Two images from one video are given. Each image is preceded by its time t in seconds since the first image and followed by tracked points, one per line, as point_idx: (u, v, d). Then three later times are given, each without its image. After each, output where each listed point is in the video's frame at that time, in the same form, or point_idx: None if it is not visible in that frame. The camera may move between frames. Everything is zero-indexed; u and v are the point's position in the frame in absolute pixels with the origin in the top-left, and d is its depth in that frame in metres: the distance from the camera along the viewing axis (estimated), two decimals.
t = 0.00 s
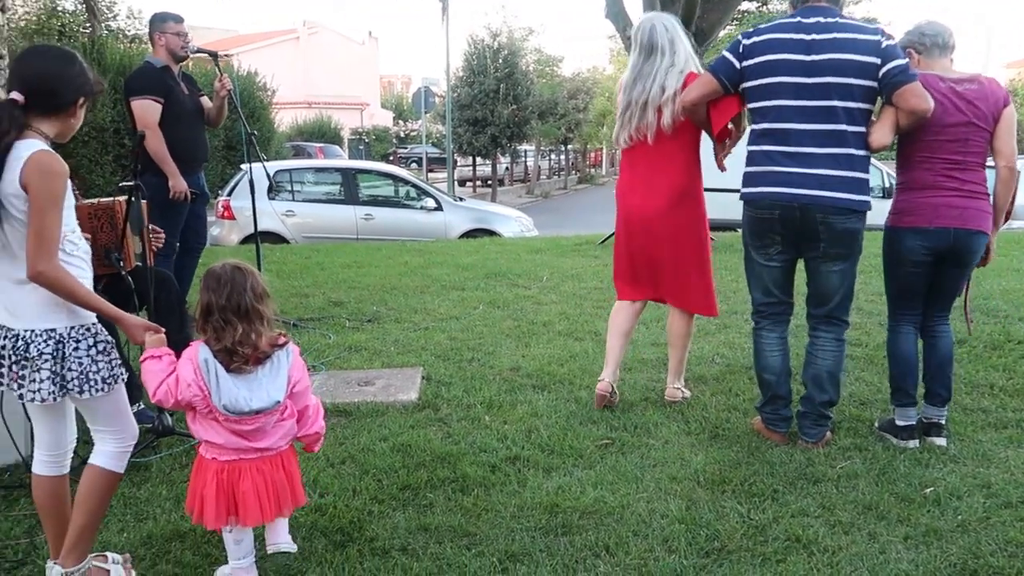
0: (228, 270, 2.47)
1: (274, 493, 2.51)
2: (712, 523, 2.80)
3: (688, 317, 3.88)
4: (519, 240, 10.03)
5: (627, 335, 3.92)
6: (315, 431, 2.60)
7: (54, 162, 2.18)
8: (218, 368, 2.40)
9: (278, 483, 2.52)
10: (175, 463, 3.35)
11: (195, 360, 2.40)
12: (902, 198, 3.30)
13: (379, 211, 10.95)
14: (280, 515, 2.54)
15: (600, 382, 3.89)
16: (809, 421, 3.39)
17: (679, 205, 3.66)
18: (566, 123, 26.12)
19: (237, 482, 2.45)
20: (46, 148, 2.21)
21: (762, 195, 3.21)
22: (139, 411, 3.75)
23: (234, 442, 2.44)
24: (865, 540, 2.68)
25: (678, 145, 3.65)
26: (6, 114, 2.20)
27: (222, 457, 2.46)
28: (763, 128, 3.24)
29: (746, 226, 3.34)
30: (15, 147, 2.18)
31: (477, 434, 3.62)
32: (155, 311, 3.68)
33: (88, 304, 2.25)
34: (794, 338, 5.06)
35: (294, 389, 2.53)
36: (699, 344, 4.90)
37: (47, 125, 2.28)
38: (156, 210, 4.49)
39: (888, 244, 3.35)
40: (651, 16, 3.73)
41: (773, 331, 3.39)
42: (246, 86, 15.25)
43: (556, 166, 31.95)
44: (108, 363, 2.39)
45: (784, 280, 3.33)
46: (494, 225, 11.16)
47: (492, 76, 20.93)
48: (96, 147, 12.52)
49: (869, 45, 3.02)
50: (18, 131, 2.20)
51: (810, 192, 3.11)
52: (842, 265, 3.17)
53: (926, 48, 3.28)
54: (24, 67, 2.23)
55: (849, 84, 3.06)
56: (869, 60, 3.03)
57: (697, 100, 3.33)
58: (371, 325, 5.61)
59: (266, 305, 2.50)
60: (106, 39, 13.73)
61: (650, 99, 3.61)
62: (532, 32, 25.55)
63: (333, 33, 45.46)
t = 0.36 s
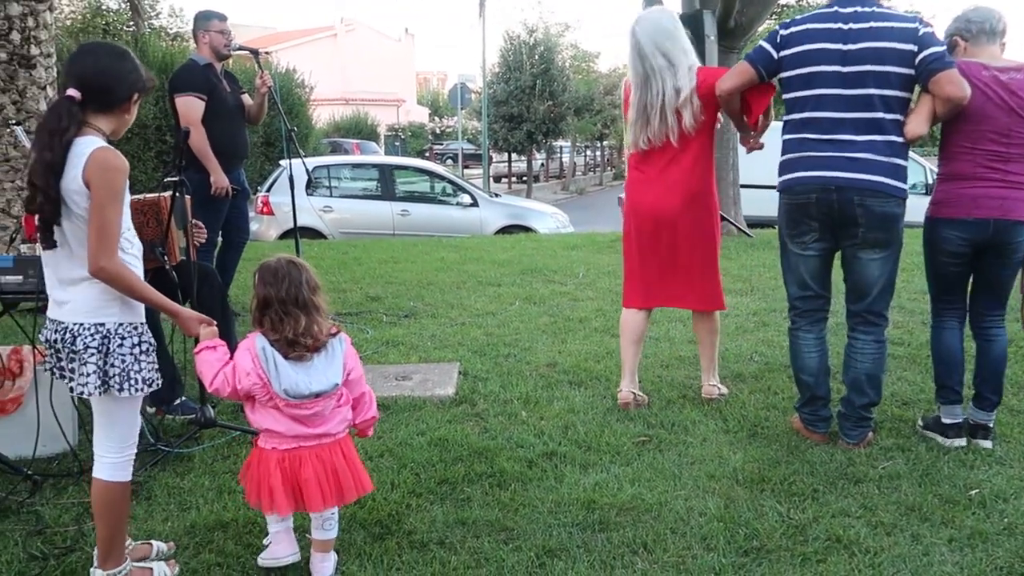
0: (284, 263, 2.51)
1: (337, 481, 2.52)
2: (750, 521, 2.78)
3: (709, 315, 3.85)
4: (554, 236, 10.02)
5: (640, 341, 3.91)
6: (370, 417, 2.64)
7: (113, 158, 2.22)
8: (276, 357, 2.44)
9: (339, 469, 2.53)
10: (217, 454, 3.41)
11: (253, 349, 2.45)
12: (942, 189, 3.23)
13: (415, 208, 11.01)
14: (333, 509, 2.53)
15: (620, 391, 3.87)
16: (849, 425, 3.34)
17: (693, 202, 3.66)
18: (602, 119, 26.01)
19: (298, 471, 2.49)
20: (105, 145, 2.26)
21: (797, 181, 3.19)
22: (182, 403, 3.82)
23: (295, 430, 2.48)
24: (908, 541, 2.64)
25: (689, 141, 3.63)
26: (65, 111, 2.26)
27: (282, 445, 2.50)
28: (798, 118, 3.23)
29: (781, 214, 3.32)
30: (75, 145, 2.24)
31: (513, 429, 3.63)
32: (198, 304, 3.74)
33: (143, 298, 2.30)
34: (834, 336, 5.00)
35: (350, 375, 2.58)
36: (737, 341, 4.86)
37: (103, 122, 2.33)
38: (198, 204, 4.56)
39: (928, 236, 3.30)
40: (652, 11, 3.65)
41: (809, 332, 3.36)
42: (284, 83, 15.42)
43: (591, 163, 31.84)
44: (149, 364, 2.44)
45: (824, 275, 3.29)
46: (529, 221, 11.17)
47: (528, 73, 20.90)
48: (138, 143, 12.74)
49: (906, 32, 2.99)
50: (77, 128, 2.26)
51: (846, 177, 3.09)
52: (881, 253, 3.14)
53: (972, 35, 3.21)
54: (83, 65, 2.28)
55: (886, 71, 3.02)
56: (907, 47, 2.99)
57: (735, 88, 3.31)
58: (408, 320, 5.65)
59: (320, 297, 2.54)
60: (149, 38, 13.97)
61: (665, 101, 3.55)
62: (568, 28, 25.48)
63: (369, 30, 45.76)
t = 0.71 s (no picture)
0: (310, 256, 2.54)
1: (358, 471, 2.55)
2: (787, 519, 2.76)
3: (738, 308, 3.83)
4: (589, 231, 9.99)
5: (671, 339, 3.90)
6: (396, 410, 2.65)
7: (161, 156, 2.27)
8: (299, 350, 2.47)
9: (362, 461, 2.56)
10: (255, 445, 3.45)
11: (278, 342, 2.49)
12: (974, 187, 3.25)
13: (449, 203, 11.04)
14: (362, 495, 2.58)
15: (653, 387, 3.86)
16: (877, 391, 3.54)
17: (716, 196, 3.63)
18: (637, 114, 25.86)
19: (323, 461, 2.52)
20: (152, 142, 2.31)
21: (831, 179, 3.17)
22: (220, 394, 3.88)
23: (318, 421, 2.51)
24: (949, 542, 2.60)
25: (705, 134, 3.61)
26: (115, 108, 2.30)
27: (308, 435, 2.53)
28: (827, 115, 3.23)
29: (813, 216, 3.29)
30: (124, 141, 2.29)
31: (547, 424, 3.63)
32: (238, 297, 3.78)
33: (185, 293, 2.35)
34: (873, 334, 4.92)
35: (374, 367, 2.59)
36: (774, 338, 4.81)
37: (148, 118, 2.38)
38: (238, 198, 4.62)
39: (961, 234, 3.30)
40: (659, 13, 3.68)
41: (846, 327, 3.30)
42: (320, 78, 15.54)
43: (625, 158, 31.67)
44: (190, 353, 2.48)
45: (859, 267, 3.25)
46: (563, 216, 11.15)
47: (563, 67, 20.83)
48: (177, 138, 12.92)
49: (935, 32, 3.00)
50: (128, 124, 2.31)
51: (881, 177, 3.09)
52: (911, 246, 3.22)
53: (1007, 36, 3.20)
54: (132, 63, 2.32)
55: (917, 71, 3.04)
56: (937, 47, 3.01)
57: (777, 97, 3.28)
58: (442, 314, 5.68)
59: (346, 291, 2.56)
60: (188, 34, 14.15)
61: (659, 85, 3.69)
62: (602, 22, 25.34)
63: (404, 26, 45.93)
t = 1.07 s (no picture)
0: (346, 249, 2.55)
1: (388, 460, 2.58)
2: (815, 516, 2.74)
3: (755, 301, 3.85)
4: (615, 226, 9.95)
5: (698, 333, 3.86)
6: (428, 400, 2.68)
7: (185, 148, 2.29)
8: (337, 342, 2.50)
9: (390, 451, 2.59)
10: (283, 435, 3.49)
11: (317, 332, 2.50)
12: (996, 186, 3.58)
13: (475, 196, 11.05)
14: (392, 482, 2.63)
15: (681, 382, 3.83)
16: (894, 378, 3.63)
17: (750, 193, 3.61)
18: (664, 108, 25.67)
19: (353, 449, 2.55)
20: (177, 135, 2.33)
21: (865, 182, 3.36)
22: (249, 383, 3.93)
23: (352, 411, 2.55)
24: (980, 541, 2.57)
25: (746, 129, 3.58)
26: (140, 101, 2.33)
27: (339, 423, 2.57)
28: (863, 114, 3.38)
29: (841, 208, 3.51)
30: (148, 133, 2.32)
31: (573, 417, 3.64)
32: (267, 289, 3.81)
33: (210, 283, 2.38)
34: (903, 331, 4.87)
35: (407, 359, 2.61)
36: (802, 334, 4.78)
37: (173, 110, 2.41)
38: (268, 189, 4.66)
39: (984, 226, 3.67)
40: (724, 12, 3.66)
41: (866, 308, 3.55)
42: (348, 72, 15.59)
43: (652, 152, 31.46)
44: (224, 338, 2.51)
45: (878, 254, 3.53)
46: (589, 210, 11.10)
47: (589, 61, 20.73)
48: (206, 131, 13.03)
49: (970, 37, 3.20)
50: (151, 116, 2.33)
51: (913, 180, 3.29)
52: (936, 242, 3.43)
53: None
54: (158, 56, 2.35)
55: (951, 75, 3.24)
56: (969, 52, 3.21)
57: (826, 94, 3.37)
58: (468, 307, 5.69)
59: (381, 283, 2.57)
60: (218, 28, 14.27)
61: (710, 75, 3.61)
62: (630, 16, 25.16)
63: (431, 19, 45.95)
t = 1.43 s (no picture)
0: (359, 245, 2.56)
1: (418, 451, 2.60)
2: (831, 513, 2.73)
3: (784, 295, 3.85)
4: (631, 221, 9.94)
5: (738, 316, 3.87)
6: (445, 391, 2.69)
7: (215, 143, 2.31)
8: (352, 337, 2.51)
9: (419, 441, 2.61)
10: (299, 428, 3.52)
11: (330, 329, 2.52)
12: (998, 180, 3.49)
13: (490, 191, 11.07)
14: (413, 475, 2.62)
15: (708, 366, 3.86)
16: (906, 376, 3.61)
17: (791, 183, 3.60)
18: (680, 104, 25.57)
19: (378, 443, 2.57)
20: (206, 129, 2.35)
21: (864, 176, 3.35)
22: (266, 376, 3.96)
23: (371, 405, 2.56)
24: (999, 540, 2.56)
25: (783, 123, 3.59)
26: (169, 94, 2.34)
27: (361, 420, 2.58)
28: (867, 110, 3.37)
29: (846, 204, 3.50)
30: (177, 127, 2.34)
31: (588, 413, 3.64)
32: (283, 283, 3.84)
33: (238, 281, 2.40)
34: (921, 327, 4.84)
35: (422, 351, 2.64)
36: (819, 331, 4.75)
37: (200, 103, 2.43)
38: (286, 184, 4.69)
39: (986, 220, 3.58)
40: (772, 14, 3.64)
41: (868, 307, 3.55)
42: (364, 67, 15.62)
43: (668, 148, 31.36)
44: (242, 335, 2.54)
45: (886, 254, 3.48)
46: (605, 206, 11.08)
47: (606, 56, 20.68)
48: (223, 126, 13.10)
49: (974, 31, 3.14)
50: (179, 109, 2.35)
51: (912, 176, 3.25)
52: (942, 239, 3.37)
53: None
54: (188, 50, 2.37)
55: (954, 70, 3.19)
56: (973, 46, 3.15)
57: (834, 93, 3.38)
58: (483, 302, 5.71)
59: (394, 279, 2.58)
60: (235, 24, 14.33)
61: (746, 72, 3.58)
62: (646, 11, 25.06)
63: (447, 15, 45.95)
